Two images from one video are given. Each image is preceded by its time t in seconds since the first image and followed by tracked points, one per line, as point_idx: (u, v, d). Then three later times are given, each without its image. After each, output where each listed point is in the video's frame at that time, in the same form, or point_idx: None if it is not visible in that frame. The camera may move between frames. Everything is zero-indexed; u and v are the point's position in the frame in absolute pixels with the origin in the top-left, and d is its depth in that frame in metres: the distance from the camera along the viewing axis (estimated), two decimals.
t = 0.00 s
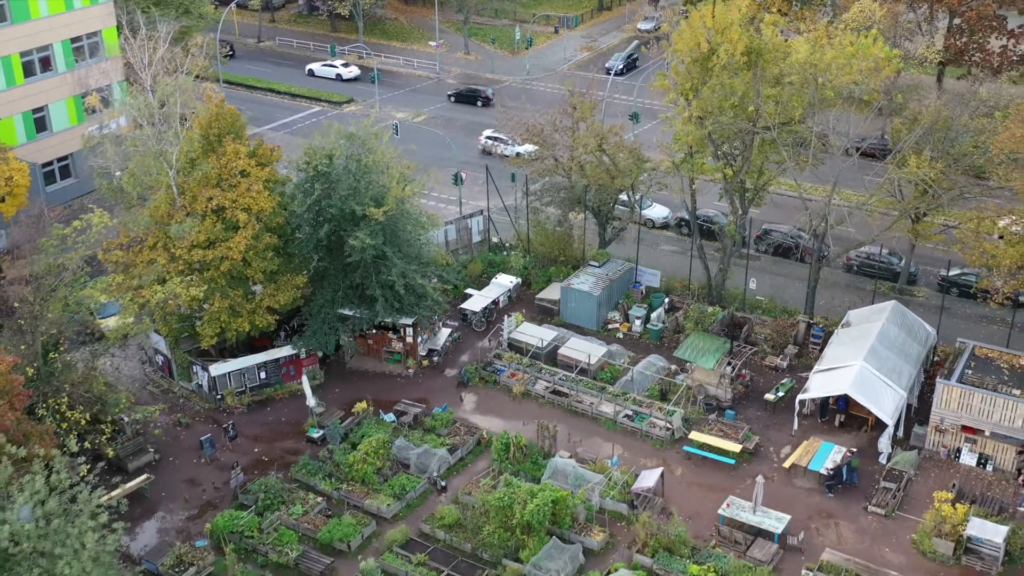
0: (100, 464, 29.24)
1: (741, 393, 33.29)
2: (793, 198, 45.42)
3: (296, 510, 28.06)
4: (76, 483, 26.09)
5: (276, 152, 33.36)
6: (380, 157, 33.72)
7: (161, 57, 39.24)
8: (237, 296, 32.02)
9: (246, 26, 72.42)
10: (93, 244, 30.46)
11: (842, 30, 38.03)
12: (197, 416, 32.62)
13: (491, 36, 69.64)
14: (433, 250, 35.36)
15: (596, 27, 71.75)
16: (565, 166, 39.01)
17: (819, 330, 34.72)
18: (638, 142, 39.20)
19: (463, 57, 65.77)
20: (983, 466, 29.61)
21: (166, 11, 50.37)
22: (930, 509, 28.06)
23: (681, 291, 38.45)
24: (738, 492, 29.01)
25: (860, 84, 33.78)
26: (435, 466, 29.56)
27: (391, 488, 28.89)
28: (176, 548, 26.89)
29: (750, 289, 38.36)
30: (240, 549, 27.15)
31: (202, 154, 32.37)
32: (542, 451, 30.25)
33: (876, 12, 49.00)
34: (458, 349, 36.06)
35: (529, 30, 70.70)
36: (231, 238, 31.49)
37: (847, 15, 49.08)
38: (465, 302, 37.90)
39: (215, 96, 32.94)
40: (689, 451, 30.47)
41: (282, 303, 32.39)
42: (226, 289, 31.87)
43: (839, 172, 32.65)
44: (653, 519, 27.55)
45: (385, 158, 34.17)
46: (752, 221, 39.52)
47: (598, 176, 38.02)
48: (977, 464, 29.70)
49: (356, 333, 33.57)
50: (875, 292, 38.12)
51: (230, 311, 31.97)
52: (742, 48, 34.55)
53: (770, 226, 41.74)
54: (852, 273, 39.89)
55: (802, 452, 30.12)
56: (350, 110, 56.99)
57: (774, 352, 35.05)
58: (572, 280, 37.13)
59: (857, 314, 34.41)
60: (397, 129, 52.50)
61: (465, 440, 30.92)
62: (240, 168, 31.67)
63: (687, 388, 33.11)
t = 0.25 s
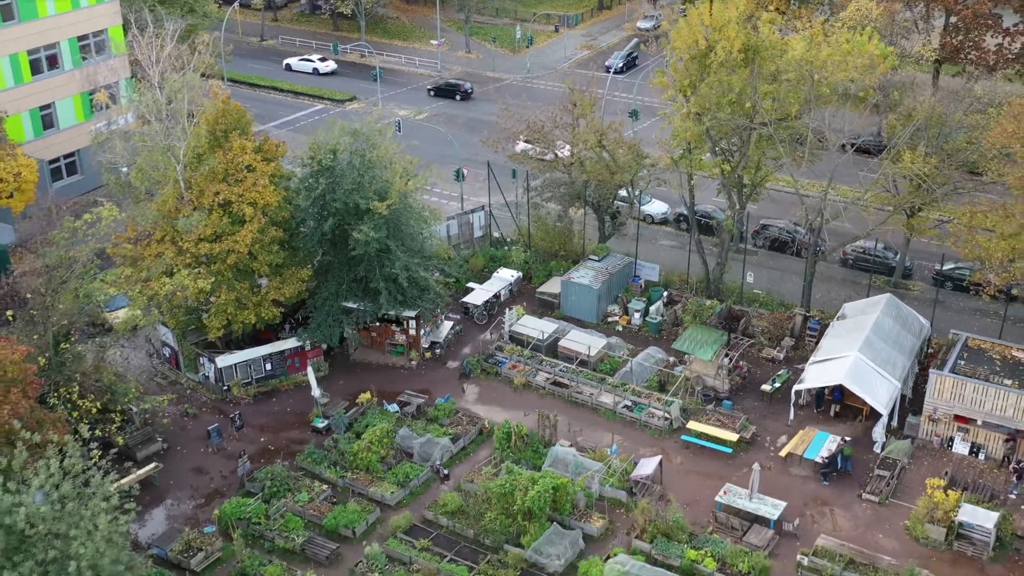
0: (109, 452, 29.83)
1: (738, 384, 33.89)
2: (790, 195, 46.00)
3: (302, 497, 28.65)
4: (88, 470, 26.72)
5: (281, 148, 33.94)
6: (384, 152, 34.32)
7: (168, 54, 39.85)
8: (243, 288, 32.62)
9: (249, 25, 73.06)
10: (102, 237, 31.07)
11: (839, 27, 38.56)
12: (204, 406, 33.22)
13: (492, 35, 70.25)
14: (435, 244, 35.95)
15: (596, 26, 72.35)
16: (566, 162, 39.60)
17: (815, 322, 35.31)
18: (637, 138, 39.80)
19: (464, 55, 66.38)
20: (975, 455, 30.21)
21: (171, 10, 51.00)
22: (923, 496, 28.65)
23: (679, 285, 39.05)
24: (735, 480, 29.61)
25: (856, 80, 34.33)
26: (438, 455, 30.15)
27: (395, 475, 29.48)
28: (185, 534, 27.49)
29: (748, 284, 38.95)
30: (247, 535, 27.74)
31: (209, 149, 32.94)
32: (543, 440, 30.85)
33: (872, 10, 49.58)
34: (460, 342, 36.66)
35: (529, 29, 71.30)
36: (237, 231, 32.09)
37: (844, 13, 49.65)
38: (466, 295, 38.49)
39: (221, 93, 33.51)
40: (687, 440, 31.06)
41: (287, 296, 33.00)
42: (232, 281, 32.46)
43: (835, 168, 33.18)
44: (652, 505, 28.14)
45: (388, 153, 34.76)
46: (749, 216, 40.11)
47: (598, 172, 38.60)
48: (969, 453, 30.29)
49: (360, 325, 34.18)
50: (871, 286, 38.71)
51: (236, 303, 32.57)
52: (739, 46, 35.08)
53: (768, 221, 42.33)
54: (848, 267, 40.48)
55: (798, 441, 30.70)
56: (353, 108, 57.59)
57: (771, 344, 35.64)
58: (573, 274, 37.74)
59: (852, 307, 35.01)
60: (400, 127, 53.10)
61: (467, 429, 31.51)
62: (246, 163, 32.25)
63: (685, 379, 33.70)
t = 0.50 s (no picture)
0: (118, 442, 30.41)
1: (736, 375, 34.49)
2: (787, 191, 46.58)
3: (308, 485, 29.24)
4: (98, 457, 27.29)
5: (286, 144, 34.51)
6: (387, 148, 34.92)
7: (175, 52, 40.43)
8: (249, 281, 33.21)
9: (252, 24, 73.68)
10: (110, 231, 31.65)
11: (834, 25, 39.14)
12: (211, 397, 33.81)
13: (493, 34, 70.85)
14: (438, 238, 36.55)
15: (596, 25, 72.94)
16: (566, 158, 40.20)
17: (811, 315, 35.90)
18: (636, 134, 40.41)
19: (465, 54, 66.97)
20: (967, 444, 30.79)
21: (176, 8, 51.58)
22: (916, 484, 29.25)
23: (678, 279, 39.64)
24: (732, 468, 30.20)
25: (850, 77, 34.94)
26: (440, 444, 30.73)
27: (399, 464, 30.07)
28: (193, 521, 28.08)
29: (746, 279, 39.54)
30: (254, 521, 28.33)
31: (216, 145, 33.52)
32: (543, 430, 31.44)
33: (869, 9, 50.15)
34: (462, 335, 37.26)
35: (530, 28, 71.89)
36: (243, 225, 32.68)
37: (841, 12, 50.21)
38: (468, 289, 39.09)
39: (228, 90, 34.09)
40: (685, 429, 31.66)
41: (292, 289, 33.60)
42: (239, 274, 33.06)
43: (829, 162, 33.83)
44: (650, 492, 28.74)
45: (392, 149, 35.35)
46: (747, 211, 40.72)
47: (597, 167, 39.23)
48: (962, 442, 30.88)
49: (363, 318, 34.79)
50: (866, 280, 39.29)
51: (242, 296, 33.16)
52: (736, 43, 35.73)
53: (766, 217, 42.85)
54: (845, 262, 41.05)
55: (793, 430, 31.28)
56: (355, 106, 58.16)
57: (767, 337, 36.23)
58: (573, 268, 38.34)
59: (847, 300, 35.61)
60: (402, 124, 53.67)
61: (469, 419, 32.11)
62: (252, 158, 32.85)
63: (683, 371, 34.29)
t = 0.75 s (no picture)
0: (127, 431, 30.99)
1: (733, 367, 35.09)
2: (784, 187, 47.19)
3: (314, 473, 29.83)
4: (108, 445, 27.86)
5: (291, 139, 35.10)
6: (390, 143, 35.51)
7: (181, 49, 41.03)
8: (255, 274, 33.80)
9: (254, 23, 74.30)
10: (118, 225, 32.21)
11: (831, 23, 39.72)
12: (217, 388, 34.41)
13: (494, 33, 71.45)
14: (440, 232, 37.13)
15: (596, 24, 73.54)
16: (566, 154, 40.80)
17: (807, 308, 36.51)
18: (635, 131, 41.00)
19: (466, 53, 67.57)
20: (960, 434, 31.39)
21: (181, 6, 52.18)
22: (909, 471, 29.85)
23: (676, 273, 40.24)
24: (729, 456, 30.80)
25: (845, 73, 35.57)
26: (443, 433, 31.33)
27: (402, 453, 30.67)
28: (201, 508, 28.67)
29: (743, 273, 40.15)
30: (261, 508, 28.91)
31: (222, 140, 34.11)
32: (544, 420, 32.05)
33: (866, 7, 50.74)
34: (464, 327, 37.87)
35: (530, 27, 72.51)
36: (249, 219, 33.27)
37: (838, 10, 50.79)
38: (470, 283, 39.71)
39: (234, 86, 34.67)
40: (683, 419, 32.26)
41: (297, 282, 34.18)
42: (245, 268, 33.65)
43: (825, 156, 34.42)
44: (649, 480, 29.33)
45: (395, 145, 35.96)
46: (744, 207, 41.33)
47: (597, 163, 39.83)
48: (955, 432, 31.45)
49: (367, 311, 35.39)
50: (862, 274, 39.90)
51: (248, 289, 33.76)
52: (733, 40, 36.43)
53: (763, 212, 43.45)
54: (841, 257, 41.65)
55: (789, 420, 31.88)
56: (357, 104, 58.76)
57: (764, 329, 36.84)
58: (573, 262, 38.94)
59: (843, 293, 36.21)
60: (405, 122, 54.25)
61: (471, 409, 32.71)
62: (258, 153, 33.45)
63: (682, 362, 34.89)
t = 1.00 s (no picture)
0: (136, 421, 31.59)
1: (731, 359, 35.72)
2: (781, 183, 47.81)
3: (319, 461, 30.44)
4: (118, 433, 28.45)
5: (296, 135, 35.70)
6: (393, 139, 36.12)
7: (187, 47, 41.64)
8: (261, 268, 34.40)
9: (257, 22, 74.94)
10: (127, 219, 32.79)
11: (826, 21, 40.31)
12: (224, 380, 35.04)
13: (495, 32, 72.07)
14: (442, 227, 37.73)
15: (596, 23, 74.17)
16: (567, 150, 41.40)
17: (804, 302, 37.14)
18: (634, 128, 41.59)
19: (467, 51, 68.19)
20: (953, 423, 32.00)
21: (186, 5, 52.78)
22: (903, 460, 30.47)
23: (675, 268, 40.86)
24: (726, 445, 31.41)
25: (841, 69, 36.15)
26: (446, 423, 31.94)
27: (406, 442, 31.28)
28: (209, 495, 29.28)
29: (741, 268, 40.78)
30: (267, 495, 29.52)
31: (228, 136, 34.72)
32: (545, 410, 32.68)
33: (862, 6, 51.33)
34: (466, 320, 38.48)
35: (530, 26, 73.14)
36: (256, 213, 33.88)
37: (835, 9, 51.40)
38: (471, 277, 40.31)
39: (239, 83, 35.27)
40: (681, 409, 32.88)
41: (302, 276, 34.78)
42: (251, 261, 34.25)
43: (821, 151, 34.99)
44: (648, 468, 29.95)
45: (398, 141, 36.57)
46: (741, 203, 41.96)
47: (597, 158, 40.43)
48: (948, 421, 31.99)
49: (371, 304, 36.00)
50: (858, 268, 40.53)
51: (254, 282, 34.35)
52: (731, 37, 37.05)
53: (761, 208, 44.08)
54: (837, 251, 42.28)
55: (786, 410, 32.50)
56: (360, 102, 59.38)
57: (761, 322, 37.47)
58: (573, 257, 39.55)
59: (839, 286, 36.82)
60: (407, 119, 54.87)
61: (473, 400, 33.32)
62: (264, 149, 34.06)
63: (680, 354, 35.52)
